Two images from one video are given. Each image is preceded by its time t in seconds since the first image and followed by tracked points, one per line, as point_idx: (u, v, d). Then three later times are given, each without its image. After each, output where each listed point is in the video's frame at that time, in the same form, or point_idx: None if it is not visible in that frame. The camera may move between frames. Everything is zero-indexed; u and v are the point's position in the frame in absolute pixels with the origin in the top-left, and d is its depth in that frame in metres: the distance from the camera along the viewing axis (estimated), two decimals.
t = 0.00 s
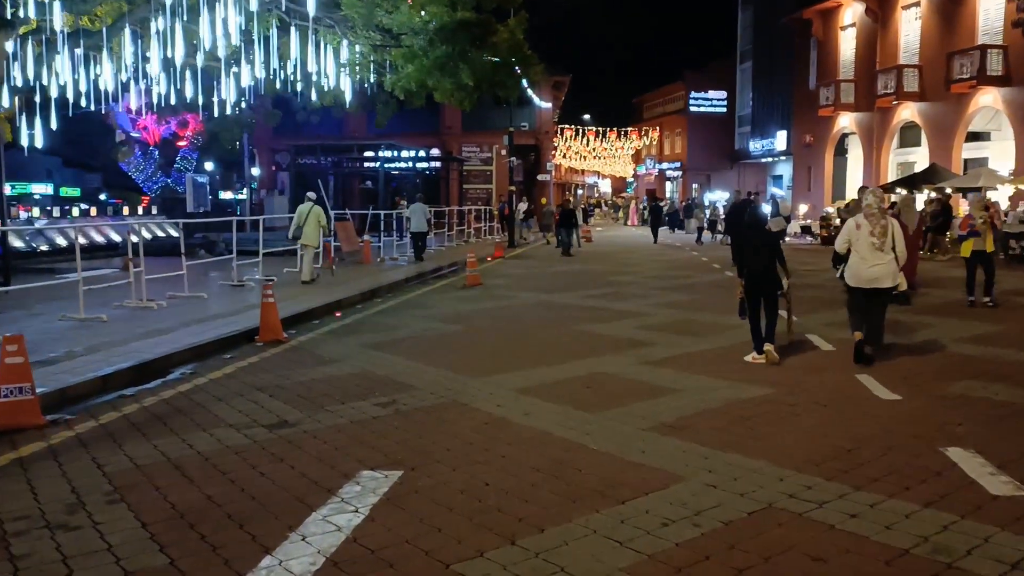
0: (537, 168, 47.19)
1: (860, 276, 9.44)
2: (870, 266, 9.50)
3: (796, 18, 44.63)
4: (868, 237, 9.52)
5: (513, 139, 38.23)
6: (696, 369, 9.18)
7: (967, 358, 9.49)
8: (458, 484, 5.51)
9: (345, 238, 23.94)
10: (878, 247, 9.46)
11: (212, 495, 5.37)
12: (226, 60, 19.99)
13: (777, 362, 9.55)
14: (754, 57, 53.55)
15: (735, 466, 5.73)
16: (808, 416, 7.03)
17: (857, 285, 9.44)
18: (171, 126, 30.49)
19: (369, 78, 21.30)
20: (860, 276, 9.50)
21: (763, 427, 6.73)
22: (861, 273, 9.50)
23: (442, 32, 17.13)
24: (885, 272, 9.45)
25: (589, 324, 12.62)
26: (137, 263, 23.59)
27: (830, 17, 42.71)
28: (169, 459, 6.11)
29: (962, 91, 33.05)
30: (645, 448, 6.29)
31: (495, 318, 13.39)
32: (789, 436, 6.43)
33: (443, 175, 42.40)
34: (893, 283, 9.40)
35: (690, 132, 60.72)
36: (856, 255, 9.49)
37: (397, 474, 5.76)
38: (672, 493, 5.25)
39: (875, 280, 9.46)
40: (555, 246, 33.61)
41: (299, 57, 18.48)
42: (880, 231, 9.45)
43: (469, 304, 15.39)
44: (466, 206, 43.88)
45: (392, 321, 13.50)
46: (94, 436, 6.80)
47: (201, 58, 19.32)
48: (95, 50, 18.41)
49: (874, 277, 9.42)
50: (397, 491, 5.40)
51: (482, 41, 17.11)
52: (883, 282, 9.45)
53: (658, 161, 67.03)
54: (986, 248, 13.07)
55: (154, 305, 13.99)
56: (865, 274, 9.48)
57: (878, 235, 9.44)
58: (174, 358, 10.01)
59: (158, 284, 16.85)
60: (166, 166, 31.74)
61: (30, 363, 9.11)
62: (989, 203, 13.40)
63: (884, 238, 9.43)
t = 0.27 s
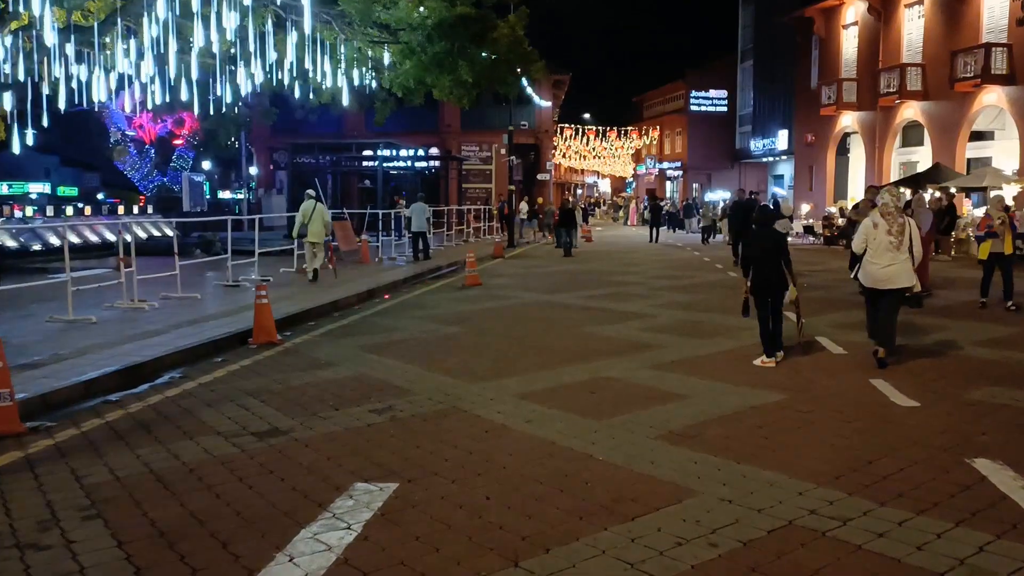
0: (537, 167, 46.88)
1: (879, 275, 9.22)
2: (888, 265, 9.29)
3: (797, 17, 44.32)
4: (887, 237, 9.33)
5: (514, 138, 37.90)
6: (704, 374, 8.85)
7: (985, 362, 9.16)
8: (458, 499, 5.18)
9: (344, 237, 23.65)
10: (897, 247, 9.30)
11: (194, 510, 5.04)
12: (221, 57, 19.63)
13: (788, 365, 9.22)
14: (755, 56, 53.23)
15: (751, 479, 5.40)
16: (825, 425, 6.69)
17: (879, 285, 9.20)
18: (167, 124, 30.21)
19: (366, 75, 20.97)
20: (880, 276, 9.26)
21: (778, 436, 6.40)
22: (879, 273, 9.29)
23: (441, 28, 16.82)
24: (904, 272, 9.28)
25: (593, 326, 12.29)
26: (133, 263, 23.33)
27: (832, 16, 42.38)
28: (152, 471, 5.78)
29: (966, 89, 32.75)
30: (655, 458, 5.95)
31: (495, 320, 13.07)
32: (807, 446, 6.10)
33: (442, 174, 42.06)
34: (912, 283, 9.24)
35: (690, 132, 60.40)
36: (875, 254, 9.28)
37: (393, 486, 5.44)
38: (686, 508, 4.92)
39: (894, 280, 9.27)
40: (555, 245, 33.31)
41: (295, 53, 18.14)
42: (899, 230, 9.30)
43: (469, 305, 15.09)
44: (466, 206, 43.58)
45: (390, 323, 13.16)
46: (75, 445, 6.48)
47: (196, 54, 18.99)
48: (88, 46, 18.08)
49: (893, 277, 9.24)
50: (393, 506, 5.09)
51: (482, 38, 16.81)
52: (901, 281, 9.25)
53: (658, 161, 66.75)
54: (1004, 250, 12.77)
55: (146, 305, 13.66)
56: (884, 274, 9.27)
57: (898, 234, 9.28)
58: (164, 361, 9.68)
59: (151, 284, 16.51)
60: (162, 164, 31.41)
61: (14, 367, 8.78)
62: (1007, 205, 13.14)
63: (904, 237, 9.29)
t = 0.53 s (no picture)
0: (537, 166, 46.60)
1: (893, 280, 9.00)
2: (903, 269, 9.05)
3: (799, 15, 44.02)
4: (901, 239, 9.08)
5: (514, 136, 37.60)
6: (713, 379, 8.54)
7: (1003, 368, 8.85)
8: (459, 518, 4.88)
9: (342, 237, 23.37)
10: (912, 249, 9.03)
11: (179, 531, 4.73)
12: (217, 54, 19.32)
13: (799, 370, 8.92)
14: (756, 54, 52.94)
15: (768, 496, 5.11)
16: (842, 434, 6.40)
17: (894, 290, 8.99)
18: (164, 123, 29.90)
19: (363, 73, 20.67)
20: (895, 280, 9.03)
21: (796, 449, 6.08)
22: (895, 277, 9.06)
23: (440, 23, 16.53)
24: (921, 274, 9.01)
25: (596, 328, 11.98)
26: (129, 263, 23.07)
27: (834, 14, 42.06)
28: (135, 487, 5.47)
29: (970, 88, 32.45)
30: (666, 473, 5.65)
31: (496, 323, 12.75)
32: (828, 460, 5.79)
33: (442, 173, 41.76)
34: (929, 285, 8.97)
35: (691, 131, 60.12)
36: (889, 258, 9.04)
37: (391, 504, 5.14)
38: (702, 528, 4.62)
39: (910, 284, 9.03)
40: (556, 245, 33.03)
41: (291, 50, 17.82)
42: (913, 232, 9.03)
43: (469, 306, 14.80)
44: (465, 205, 43.31)
45: (387, 325, 12.83)
46: (56, 457, 6.17)
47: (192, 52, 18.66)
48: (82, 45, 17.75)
49: (908, 280, 8.99)
50: (390, 525, 4.79)
51: (482, 34, 16.52)
52: (917, 285, 9.00)
53: (659, 160, 66.49)
54: None
55: (139, 307, 13.34)
56: (899, 278, 9.03)
57: (913, 236, 9.00)
58: (154, 366, 9.36)
59: (145, 285, 16.20)
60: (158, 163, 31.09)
61: None
62: None
63: (918, 238, 9.01)
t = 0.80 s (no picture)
0: (537, 166, 46.34)
1: (906, 275, 9.29)
2: (916, 264, 9.34)
3: (800, 14, 43.73)
4: (913, 235, 9.39)
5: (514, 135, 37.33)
6: (721, 384, 8.27)
7: (1019, 372, 8.61)
8: (459, 534, 4.61)
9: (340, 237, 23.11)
10: (924, 244, 9.33)
11: (160, 549, 4.46)
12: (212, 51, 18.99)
13: (809, 374, 8.64)
14: (757, 54, 52.69)
15: (785, 511, 4.84)
16: (858, 442, 6.13)
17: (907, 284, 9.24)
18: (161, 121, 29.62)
19: (362, 71, 20.37)
20: (908, 275, 9.31)
21: (811, 459, 5.81)
22: (909, 272, 9.34)
23: (439, 20, 16.28)
24: (934, 268, 9.28)
25: (599, 331, 11.71)
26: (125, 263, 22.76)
27: (836, 13, 41.72)
28: (117, 500, 5.19)
29: (974, 87, 32.19)
30: (676, 485, 5.38)
31: (497, 324, 12.48)
32: (846, 471, 5.52)
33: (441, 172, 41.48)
34: (942, 278, 9.21)
35: (691, 130, 59.85)
36: (902, 254, 9.35)
37: (387, 518, 4.87)
38: (717, 546, 4.36)
39: (924, 279, 9.31)
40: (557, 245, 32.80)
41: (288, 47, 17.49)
42: (926, 227, 9.34)
43: (469, 308, 14.56)
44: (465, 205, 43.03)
45: (386, 327, 12.57)
46: (37, 468, 5.88)
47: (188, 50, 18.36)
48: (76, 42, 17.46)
49: (922, 274, 9.26)
50: (386, 542, 4.52)
51: (482, 30, 16.25)
52: (931, 279, 9.28)
53: (659, 160, 66.25)
54: None
55: (132, 309, 13.07)
56: (912, 273, 9.31)
57: (924, 231, 9.32)
58: (144, 370, 9.07)
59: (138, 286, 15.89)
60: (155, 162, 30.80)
61: None
62: None
63: (930, 233, 9.31)
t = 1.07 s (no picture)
0: (537, 165, 46.03)
1: (923, 276, 9.00)
2: (933, 264, 9.04)
3: (803, 12, 43.36)
4: (929, 234, 9.08)
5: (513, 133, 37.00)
6: (730, 391, 7.93)
7: None
8: (455, 557, 4.29)
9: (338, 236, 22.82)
10: (941, 244, 9.03)
11: None
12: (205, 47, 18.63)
13: (821, 380, 8.30)
14: (758, 52, 52.36)
15: (806, 533, 4.50)
16: (879, 455, 5.79)
17: (924, 287, 8.99)
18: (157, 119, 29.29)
19: (359, 67, 19.99)
20: (924, 276, 9.05)
21: (830, 473, 5.47)
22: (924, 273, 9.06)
23: (438, 14, 15.92)
24: (951, 268, 9.01)
25: (601, 333, 11.37)
26: (118, 263, 22.41)
27: (839, 11, 41.33)
28: (87, 518, 4.85)
29: (979, 85, 31.82)
30: (686, 502, 5.04)
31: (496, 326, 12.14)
32: (868, 487, 5.18)
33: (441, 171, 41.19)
34: (959, 279, 8.96)
35: (692, 129, 59.53)
36: (918, 254, 9.04)
37: (377, 539, 4.54)
38: (734, 573, 4.02)
39: (941, 279, 9.02)
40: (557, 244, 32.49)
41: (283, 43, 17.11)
42: (941, 225, 9.03)
43: (468, 309, 14.24)
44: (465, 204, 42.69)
45: (383, 329, 12.22)
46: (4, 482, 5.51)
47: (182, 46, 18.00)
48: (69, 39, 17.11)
49: (938, 275, 9.00)
50: (376, 567, 4.19)
51: (482, 26, 15.97)
52: (947, 280, 8.99)
53: (659, 159, 65.95)
54: None
55: (121, 311, 12.72)
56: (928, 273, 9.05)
57: (941, 231, 9.01)
58: (128, 375, 8.70)
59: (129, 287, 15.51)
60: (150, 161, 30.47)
61: None
62: None
63: (947, 233, 9.01)
